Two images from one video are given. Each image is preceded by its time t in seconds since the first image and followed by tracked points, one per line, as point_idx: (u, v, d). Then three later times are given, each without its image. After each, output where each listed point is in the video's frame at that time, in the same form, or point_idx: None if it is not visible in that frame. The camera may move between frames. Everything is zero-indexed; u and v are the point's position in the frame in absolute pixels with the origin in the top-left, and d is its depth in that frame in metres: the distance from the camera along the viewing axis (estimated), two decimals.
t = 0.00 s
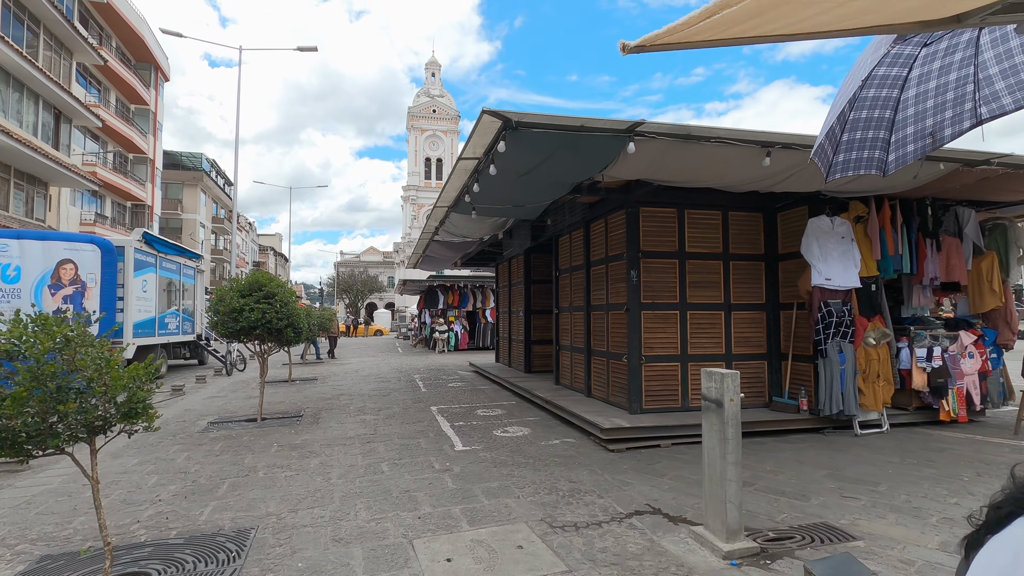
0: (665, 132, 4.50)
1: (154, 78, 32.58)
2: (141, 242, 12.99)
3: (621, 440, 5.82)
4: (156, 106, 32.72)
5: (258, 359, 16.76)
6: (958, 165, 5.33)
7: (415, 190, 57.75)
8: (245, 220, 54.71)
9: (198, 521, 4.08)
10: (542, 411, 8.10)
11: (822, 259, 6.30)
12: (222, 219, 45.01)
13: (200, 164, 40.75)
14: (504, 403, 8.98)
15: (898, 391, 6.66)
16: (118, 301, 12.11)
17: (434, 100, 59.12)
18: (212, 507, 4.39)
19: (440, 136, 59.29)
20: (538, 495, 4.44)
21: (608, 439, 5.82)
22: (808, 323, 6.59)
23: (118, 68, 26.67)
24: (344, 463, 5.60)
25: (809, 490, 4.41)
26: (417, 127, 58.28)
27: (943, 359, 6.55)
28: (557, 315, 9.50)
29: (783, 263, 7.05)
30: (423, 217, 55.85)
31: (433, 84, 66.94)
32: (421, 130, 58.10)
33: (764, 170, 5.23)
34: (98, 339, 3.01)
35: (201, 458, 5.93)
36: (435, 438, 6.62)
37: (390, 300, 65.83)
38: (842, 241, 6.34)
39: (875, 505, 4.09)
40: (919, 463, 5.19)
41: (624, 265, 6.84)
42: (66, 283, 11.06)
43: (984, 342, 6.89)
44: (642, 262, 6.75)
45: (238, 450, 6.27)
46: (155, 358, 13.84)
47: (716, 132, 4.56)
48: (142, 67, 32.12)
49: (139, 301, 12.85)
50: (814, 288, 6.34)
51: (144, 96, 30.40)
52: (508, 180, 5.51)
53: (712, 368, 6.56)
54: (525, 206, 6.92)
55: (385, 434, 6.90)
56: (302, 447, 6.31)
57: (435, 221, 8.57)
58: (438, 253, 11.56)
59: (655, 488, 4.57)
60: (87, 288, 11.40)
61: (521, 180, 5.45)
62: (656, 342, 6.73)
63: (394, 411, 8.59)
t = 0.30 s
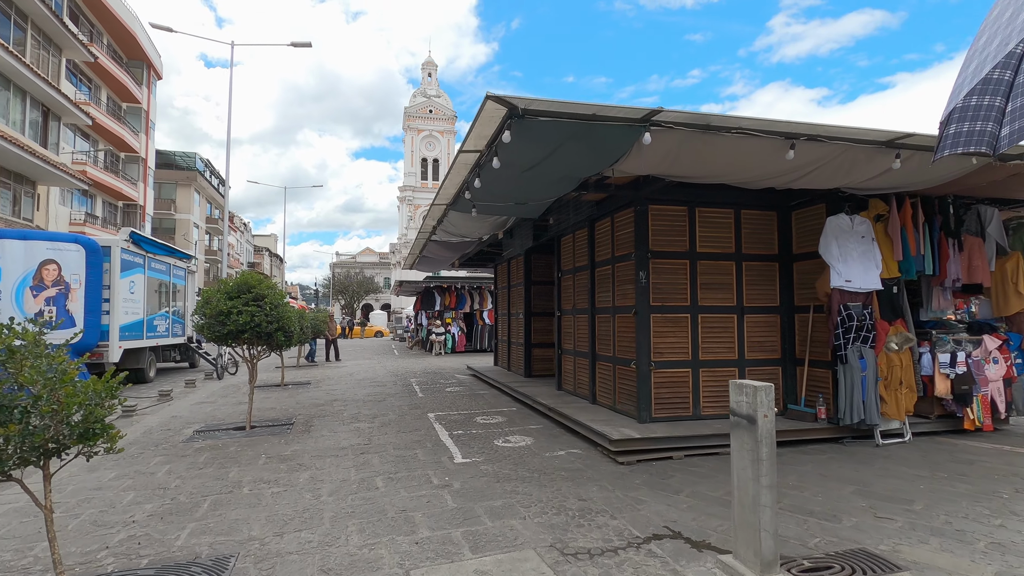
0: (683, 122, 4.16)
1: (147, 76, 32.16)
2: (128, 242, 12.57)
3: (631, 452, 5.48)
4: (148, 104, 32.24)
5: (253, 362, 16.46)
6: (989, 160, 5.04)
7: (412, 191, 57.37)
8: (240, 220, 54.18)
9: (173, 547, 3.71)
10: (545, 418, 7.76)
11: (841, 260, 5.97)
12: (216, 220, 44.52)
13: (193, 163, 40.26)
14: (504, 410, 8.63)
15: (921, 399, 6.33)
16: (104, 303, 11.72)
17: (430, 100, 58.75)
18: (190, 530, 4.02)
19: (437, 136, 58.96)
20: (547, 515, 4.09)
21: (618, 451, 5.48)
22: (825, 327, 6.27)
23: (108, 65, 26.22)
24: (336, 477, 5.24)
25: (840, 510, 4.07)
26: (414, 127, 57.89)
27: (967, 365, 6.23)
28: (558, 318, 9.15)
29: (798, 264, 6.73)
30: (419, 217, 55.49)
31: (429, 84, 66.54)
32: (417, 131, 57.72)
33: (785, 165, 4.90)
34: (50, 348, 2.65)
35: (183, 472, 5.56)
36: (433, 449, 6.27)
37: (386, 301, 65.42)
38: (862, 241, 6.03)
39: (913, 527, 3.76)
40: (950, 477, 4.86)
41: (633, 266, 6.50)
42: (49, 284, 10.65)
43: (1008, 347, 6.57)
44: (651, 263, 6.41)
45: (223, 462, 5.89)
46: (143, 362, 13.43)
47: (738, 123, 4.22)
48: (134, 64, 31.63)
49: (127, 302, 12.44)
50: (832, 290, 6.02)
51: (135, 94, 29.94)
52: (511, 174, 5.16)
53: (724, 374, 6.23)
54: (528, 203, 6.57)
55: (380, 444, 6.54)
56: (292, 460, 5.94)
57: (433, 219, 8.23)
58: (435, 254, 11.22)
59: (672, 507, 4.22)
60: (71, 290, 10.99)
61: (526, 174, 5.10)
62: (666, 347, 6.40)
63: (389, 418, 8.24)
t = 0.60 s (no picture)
0: (706, 106, 3.84)
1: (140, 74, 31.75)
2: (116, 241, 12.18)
3: (644, 461, 5.16)
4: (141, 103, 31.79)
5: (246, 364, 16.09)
6: None
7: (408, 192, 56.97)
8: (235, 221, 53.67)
9: (147, 570, 3.35)
10: (549, 423, 7.42)
11: (863, 257, 5.64)
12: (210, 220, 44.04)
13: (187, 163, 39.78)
14: (505, 414, 8.30)
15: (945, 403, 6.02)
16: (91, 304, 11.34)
17: (427, 101, 58.41)
18: (168, 550, 3.67)
19: (433, 137, 58.65)
20: (558, 533, 3.75)
21: (630, 460, 5.15)
22: (845, 328, 5.95)
23: (100, 62, 25.79)
24: (328, 489, 4.89)
25: (876, 526, 3.75)
26: (410, 127, 57.53)
27: (993, 368, 5.93)
28: (561, 318, 8.82)
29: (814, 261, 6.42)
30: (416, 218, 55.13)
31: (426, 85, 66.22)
32: (414, 131, 57.36)
33: (810, 155, 4.59)
34: None
35: (165, 482, 5.20)
36: (432, 457, 5.92)
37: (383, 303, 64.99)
38: (884, 238, 5.73)
39: (960, 546, 3.44)
40: (986, 488, 4.55)
41: (642, 264, 6.18)
42: (33, 284, 10.27)
43: None
44: (662, 260, 6.10)
45: (209, 472, 5.52)
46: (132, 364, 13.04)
47: (764, 106, 3.91)
48: (126, 62, 31.18)
49: (114, 303, 12.04)
50: (853, 289, 5.70)
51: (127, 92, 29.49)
52: (517, 164, 4.83)
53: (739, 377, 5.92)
54: (532, 198, 6.24)
55: (376, 452, 6.20)
56: (282, 469, 5.58)
57: (431, 216, 7.90)
58: (433, 253, 10.88)
59: (693, 523, 3.89)
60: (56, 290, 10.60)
61: (532, 163, 4.76)
62: (678, 349, 6.08)
63: (385, 423, 7.89)
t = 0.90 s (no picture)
0: (727, 92, 3.52)
1: (131, 74, 31.27)
2: (100, 242, 11.77)
3: (655, 475, 4.83)
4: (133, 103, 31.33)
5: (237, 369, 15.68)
6: None
7: (404, 193, 56.56)
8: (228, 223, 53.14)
9: None
10: (551, 433, 7.07)
11: (884, 257, 5.32)
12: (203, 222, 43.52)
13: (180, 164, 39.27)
14: (504, 423, 7.94)
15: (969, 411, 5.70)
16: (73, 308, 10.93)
17: (422, 102, 58.07)
18: None
19: (429, 139, 58.28)
20: (567, 561, 3.40)
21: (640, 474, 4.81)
22: (864, 333, 5.64)
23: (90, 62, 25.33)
24: (316, 508, 4.53)
25: (915, 552, 3.43)
26: (406, 129, 57.16)
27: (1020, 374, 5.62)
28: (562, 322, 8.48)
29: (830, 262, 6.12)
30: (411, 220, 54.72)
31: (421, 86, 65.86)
32: (410, 133, 56.99)
33: (834, 147, 4.27)
34: None
35: (141, 501, 4.83)
36: (428, 471, 5.56)
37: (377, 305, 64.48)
38: (905, 237, 5.42)
39: None
40: None
41: (650, 265, 5.86)
42: (11, 287, 9.87)
43: None
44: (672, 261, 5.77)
45: (189, 489, 5.15)
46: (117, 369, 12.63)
47: (790, 93, 3.59)
48: (117, 62, 30.70)
49: (99, 306, 11.61)
50: (874, 291, 5.38)
51: (118, 92, 29.02)
52: (519, 157, 4.49)
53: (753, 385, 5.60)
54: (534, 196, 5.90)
55: (368, 465, 5.83)
56: (267, 485, 5.21)
57: (427, 215, 7.55)
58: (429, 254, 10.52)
59: (715, 548, 3.55)
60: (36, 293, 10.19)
61: (536, 157, 4.43)
62: (689, 354, 5.75)
63: (378, 432, 7.52)
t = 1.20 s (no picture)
0: (750, 65, 3.19)
1: (119, 70, 30.67)
2: (80, 239, 11.31)
3: (664, 486, 4.48)
4: (121, 100, 30.73)
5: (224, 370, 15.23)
6: None
7: (398, 193, 56.11)
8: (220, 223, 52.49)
9: None
10: (550, 438, 6.71)
11: (904, 252, 5.00)
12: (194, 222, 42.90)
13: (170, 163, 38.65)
14: (500, 427, 7.58)
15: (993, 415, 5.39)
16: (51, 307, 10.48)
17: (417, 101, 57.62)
18: None
19: (424, 138, 57.84)
20: None
21: (649, 485, 4.46)
22: (882, 333, 5.32)
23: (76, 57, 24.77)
24: (297, 524, 4.16)
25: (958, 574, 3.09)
26: (400, 128, 56.70)
27: None
28: (560, 322, 8.13)
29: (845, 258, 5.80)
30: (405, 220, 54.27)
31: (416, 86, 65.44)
32: (404, 132, 56.54)
33: (859, 131, 3.95)
34: None
35: (106, 516, 4.43)
36: (419, 480, 5.19)
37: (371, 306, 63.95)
38: (927, 231, 5.11)
39: None
40: None
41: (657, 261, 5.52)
42: None
43: None
44: (679, 256, 5.43)
45: (160, 502, 4.76)
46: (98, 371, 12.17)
47: (819, 67, 3.26)
48: (105, 58, 30.10)
49: (79, 306, 11.16)
50: (895, 289, 5.06)
51: (105, 88, 28.42)
52: (520, 141, 4.13)
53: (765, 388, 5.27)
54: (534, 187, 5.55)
55: (355, 474, 5.45)
56: (246, 497, 4.83)
57: (420, 209, 7.17)
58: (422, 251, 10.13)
59: (737, 571, 3.19)
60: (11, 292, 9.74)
61: (538, 140, 4.07)
62: (697, 355, 5.41)
63: (368, 437, 7.14)
